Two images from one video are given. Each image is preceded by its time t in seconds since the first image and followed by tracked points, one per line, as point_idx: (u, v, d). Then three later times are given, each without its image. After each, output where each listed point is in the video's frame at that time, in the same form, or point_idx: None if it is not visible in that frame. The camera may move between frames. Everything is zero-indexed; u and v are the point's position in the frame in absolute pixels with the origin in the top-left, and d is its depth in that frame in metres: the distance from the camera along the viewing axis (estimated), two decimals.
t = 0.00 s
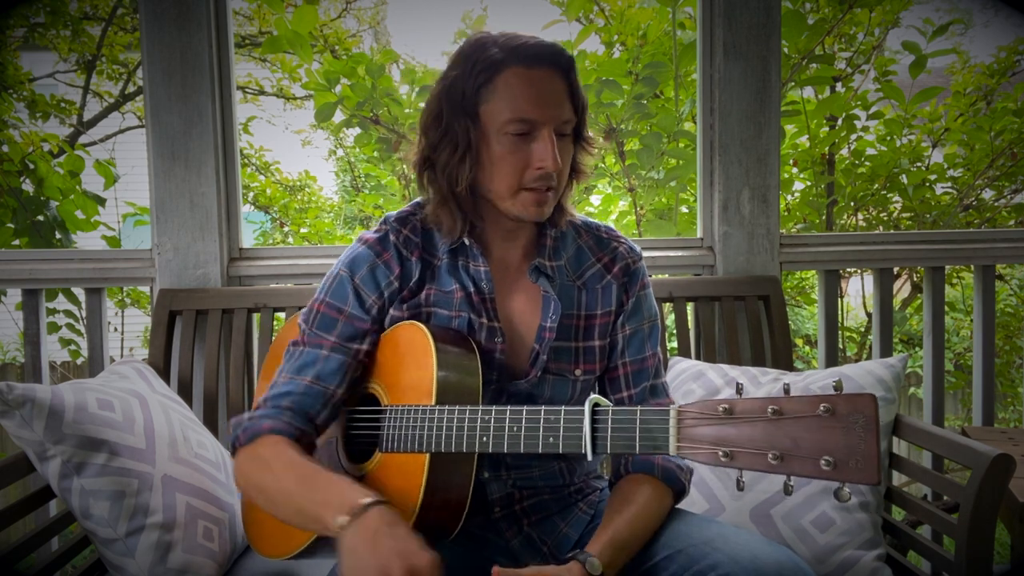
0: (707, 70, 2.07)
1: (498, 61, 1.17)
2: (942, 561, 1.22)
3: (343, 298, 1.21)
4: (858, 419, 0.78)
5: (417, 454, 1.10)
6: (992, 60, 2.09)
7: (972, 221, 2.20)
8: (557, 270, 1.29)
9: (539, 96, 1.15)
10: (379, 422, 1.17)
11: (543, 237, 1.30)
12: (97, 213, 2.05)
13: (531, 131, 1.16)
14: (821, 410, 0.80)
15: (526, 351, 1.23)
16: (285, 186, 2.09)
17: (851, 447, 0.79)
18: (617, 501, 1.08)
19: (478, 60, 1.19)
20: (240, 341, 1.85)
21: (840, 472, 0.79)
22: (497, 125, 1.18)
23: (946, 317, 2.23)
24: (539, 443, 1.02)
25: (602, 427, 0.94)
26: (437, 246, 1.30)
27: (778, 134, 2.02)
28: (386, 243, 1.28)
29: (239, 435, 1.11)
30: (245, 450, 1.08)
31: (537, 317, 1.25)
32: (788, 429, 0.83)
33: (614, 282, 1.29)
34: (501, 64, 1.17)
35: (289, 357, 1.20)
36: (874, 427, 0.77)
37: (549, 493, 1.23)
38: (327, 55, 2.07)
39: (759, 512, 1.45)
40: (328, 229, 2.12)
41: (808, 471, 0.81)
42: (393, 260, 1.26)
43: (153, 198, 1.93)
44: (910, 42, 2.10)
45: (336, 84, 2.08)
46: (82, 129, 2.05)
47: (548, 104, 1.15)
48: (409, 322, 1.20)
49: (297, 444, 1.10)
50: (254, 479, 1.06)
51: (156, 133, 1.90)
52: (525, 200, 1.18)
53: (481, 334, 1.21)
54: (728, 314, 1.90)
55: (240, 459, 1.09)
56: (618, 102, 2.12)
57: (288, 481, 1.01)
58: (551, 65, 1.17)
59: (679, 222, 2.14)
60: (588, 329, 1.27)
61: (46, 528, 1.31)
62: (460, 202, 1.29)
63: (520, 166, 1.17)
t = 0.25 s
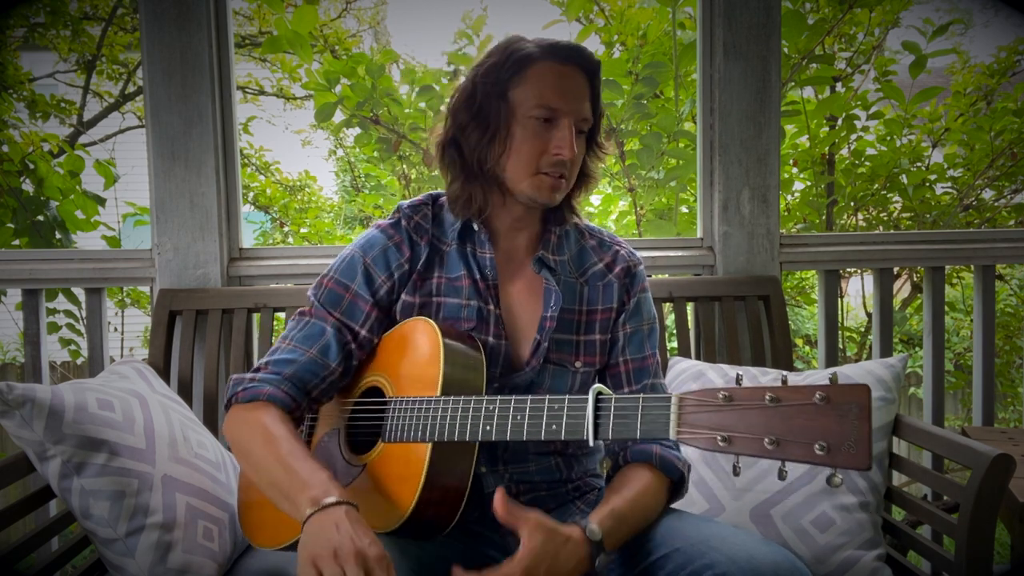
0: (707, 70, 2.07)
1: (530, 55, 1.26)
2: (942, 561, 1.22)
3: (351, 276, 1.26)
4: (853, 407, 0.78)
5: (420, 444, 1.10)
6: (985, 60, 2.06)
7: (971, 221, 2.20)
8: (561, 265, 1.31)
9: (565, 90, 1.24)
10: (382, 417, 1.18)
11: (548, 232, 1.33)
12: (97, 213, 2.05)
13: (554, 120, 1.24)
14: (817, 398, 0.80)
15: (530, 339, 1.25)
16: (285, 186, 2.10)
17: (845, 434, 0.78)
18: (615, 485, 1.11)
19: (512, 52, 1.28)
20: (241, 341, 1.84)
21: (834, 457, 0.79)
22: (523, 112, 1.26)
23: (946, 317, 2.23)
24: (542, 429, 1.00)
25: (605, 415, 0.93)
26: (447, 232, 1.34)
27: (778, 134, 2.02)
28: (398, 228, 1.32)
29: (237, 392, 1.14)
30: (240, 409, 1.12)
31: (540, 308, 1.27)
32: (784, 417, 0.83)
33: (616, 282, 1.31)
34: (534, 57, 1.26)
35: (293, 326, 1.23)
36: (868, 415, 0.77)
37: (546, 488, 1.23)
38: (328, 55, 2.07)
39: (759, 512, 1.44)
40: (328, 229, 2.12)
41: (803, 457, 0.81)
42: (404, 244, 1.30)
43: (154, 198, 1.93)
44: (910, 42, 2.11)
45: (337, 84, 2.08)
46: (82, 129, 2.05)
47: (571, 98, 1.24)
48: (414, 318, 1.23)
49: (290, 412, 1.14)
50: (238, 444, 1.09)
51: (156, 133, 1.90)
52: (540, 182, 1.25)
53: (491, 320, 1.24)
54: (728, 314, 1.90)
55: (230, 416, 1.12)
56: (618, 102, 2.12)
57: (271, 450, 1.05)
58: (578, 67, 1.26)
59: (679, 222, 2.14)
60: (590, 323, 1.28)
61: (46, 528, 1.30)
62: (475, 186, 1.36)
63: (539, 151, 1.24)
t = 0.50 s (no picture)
0: (707, 70, 2.06)
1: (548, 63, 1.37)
2: (942, 561, 1.22)
3: (361, 264, 1.30)
4: (834, 363, 0.76)
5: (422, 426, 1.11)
6: (992, 60, 2.12)
7: (971, 221, 2.20)
8: (563, 259, 1.38)
9: (578, 94, 1.35)
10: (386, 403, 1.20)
11: (551, 229, 1.42)
12: (97, 213, 2.05)
13: (566, 120, 1.34)
14: (798, 354, 0.78)
15: (532, 327, 1.30)
16: (285, 186, 2.10)
17: (826, 386, 0.77)
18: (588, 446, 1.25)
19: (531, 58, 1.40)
20: (241, 341, 1.84)
21: (817, 411, 0.77)
22: (538, 111, 1.35)
23: (946, 317, 2.23)
24: (536, 403, 1.00)
25: (596, 385, 0.94)
26: (454, 224, 1.39)
27: (778, 134, 2.02)
28: (409, 220, 1.37)
29: (254, 373, 1.19)
30: (256, 388, 1.18)
31: (544, 297, 1.33)
32: (769, 377, 0.81)
33: (614, 279, 1.39)
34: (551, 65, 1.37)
35: (305, 312, 1.28)
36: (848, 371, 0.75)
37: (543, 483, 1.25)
38: (328, 55, 2.07)
39: (759, 512, 1.44)
40: (328, 229, 2.12)
41: (787, 412, 0.79)
42: (414, 234, 1.36)
43: (153, 198, 1.93)
44: (910, 42, 2.11)
45: (337, 84, 2.07)
46: (82, 129, 2.05)
47: (583, 102, 1.35)
48: (417, 312, 1.25)
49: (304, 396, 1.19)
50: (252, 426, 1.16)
51: (156, 133, 1.90)
52: (551, 173, 1.33)
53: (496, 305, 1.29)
54: (728, 314, 1.89)
55: (247, 397, 1.18)
56: (618, 102, 2.13)
57: (282, 432, 1.11)
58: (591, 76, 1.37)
59: (679, 222, 2.15)
60: (590, 315, 1.36)
61: (46, 528, 1.30)
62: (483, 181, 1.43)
63: (551, 144, 1.33)
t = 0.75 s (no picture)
0: (707, 70, 2.06)
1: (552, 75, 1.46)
2: (942, 561, 1.22)
3: (361, 255, 1.32)
4: (827, 321, 0.77)
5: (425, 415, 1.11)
6: (992, 60, 2.13)
7: (971, 221, 2.20)
8: (558, 255, 1.43)
9: (579, 103, 1.43)
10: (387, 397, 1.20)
11: (546, 229, 1.47)
12: (97, 213, 2.04)
13: (567, 126, 1.42)
14: (791, 314, 0.78)
15: (528, 316, 1.34)
16: (285, 186, 2.10)
17: (819, 344, 0.77)
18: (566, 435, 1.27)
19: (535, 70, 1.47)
20: (241, 341, 1.85)
21: (811, 367, 0.77)
22: (541, 117, 1.43)
23: (946, 317, 2.23)
24: (539, 381, 0.99)
25: (599, 363, 0.93)
26: (455, 219, 1.42)
27: (778, 134, 2.02)
28: (409, 213, 1.41)
29: (257, 359, 1.22)
30: (259, 374, 1.20)
31: (540, 290, 1.37)
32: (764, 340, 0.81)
33: (606, 277, 1.44)
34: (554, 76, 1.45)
35: (306, 303, 1.30)
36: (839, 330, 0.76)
37: (540, 481, 1.27)
38: (327, 54, 2.07)
39: (759, 512, 1.44)
40: (328, 229, 2.13)
41: (781, 371, 0.79)
42: (414, 227, 1.39)
43: (153, 198, 1.93)
44: (910, 42, 2.11)
45: (336, 84, 2.07)
46: (82, 129, 2.05)
47: (583, 111, 1.43)
48: (419, 311, 1.26)
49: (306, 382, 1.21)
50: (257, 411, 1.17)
51: (157, 133, 1.90)
52: (551, 175, 1.40)
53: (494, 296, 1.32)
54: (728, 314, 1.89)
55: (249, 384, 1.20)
56: (618, 102, 2.12)
57: (287, 415, 1.12)
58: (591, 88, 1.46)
59: (679, 222, 2.15)
60: (584, 309, 1.39)
61: (45, 528, 1.30)
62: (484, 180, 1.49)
63: (553, 147, 1.40)
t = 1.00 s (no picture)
0: (707, 70, 2.06)
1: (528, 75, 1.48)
2: (942, 561, 1.22)
3: (353, 261, 1.31)
4: (787, 250, 0.76)
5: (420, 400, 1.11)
6: (992, 59, 2.13)
7: (971, 221, 2.20)
8: (546, 253, 1.43)
9: (557, 100, 1.45)
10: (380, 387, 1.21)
11: (532, 227, 1.47)
12: (97, 213, 2.05)
13: (545, 121, 1.43)
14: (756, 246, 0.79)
15: (518, 314, 1.34)
16: (285, 186, 2.10)
17: (785, 271, 0.77)
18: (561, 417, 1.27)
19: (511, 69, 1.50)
20: (241, 341, 1.85)
21: (779, 292, 0.77)
22: (519, 113, 1.44)
23: (945, 317, 2.23)
24: (527, 349, 0.98)
25: (581, 322, 0.93)
26: (439, 221, 1.42)
27: (778, 134, 2.02)
28: (395, 220, 1.40)
29: (258, 364, 1.18)
30: (261, 378, 1.16)
31: (529, 287, 1.38)
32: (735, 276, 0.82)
33: (594, 272, 1.45)
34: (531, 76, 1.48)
35: (303, 308, 1.28)
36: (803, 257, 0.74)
37: (538, 477, 1.28)
38: (327, 54, 2.07)
39: (759, 512, 1.44)
40: (328, 229, 2.13)
41: (754, 303, 0.79)
42: (400, 231, 1.38)
43: (153, 198, 1.93)
44: (910, 42, 2.10)
45: (336, 84, 2.07)
46: (82, 129, 2.05)
47: (560, 106, 1.45)
48: (402, 301, 1.27)
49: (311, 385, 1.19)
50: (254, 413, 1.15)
51: (156, 133, 1.90)
52: (533, 169, 1.41)
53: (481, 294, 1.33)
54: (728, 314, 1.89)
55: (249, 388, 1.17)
56: (618, 102, 2.12)
57: (287, 411, 1.09)
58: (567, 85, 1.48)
59: (679, 222, 2.15)
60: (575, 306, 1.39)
61: (46, 528, 1.30)
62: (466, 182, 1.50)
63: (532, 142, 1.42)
